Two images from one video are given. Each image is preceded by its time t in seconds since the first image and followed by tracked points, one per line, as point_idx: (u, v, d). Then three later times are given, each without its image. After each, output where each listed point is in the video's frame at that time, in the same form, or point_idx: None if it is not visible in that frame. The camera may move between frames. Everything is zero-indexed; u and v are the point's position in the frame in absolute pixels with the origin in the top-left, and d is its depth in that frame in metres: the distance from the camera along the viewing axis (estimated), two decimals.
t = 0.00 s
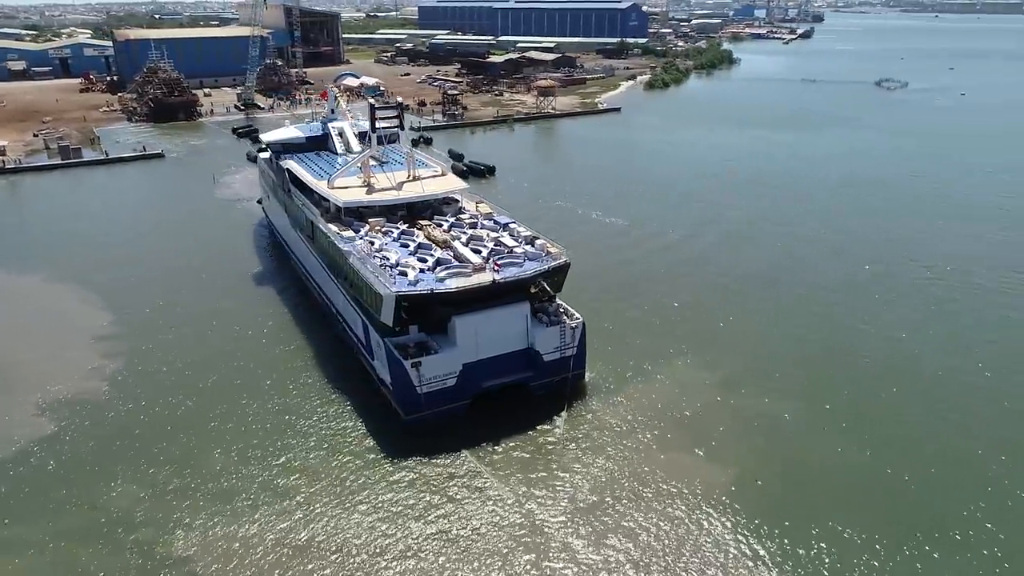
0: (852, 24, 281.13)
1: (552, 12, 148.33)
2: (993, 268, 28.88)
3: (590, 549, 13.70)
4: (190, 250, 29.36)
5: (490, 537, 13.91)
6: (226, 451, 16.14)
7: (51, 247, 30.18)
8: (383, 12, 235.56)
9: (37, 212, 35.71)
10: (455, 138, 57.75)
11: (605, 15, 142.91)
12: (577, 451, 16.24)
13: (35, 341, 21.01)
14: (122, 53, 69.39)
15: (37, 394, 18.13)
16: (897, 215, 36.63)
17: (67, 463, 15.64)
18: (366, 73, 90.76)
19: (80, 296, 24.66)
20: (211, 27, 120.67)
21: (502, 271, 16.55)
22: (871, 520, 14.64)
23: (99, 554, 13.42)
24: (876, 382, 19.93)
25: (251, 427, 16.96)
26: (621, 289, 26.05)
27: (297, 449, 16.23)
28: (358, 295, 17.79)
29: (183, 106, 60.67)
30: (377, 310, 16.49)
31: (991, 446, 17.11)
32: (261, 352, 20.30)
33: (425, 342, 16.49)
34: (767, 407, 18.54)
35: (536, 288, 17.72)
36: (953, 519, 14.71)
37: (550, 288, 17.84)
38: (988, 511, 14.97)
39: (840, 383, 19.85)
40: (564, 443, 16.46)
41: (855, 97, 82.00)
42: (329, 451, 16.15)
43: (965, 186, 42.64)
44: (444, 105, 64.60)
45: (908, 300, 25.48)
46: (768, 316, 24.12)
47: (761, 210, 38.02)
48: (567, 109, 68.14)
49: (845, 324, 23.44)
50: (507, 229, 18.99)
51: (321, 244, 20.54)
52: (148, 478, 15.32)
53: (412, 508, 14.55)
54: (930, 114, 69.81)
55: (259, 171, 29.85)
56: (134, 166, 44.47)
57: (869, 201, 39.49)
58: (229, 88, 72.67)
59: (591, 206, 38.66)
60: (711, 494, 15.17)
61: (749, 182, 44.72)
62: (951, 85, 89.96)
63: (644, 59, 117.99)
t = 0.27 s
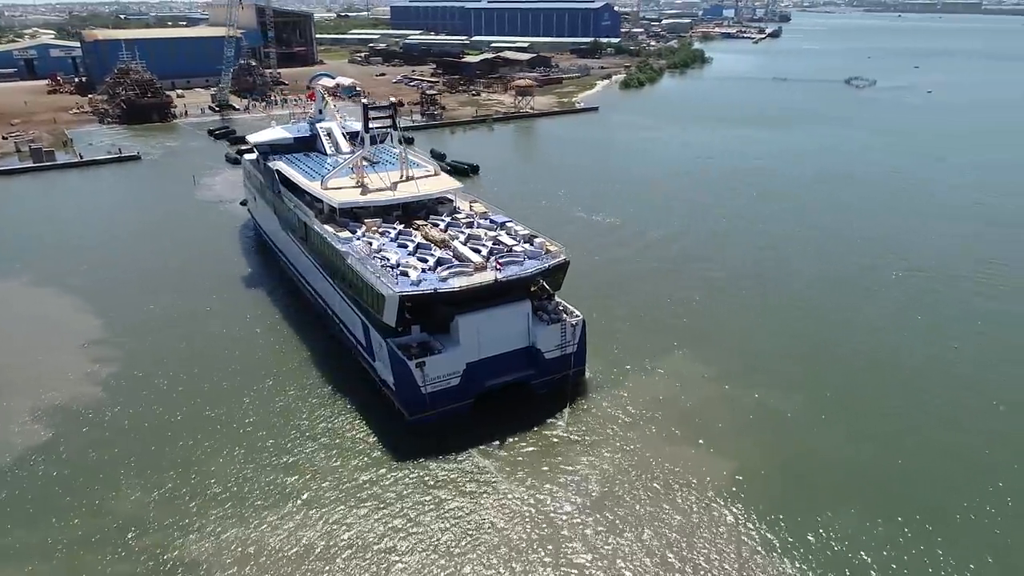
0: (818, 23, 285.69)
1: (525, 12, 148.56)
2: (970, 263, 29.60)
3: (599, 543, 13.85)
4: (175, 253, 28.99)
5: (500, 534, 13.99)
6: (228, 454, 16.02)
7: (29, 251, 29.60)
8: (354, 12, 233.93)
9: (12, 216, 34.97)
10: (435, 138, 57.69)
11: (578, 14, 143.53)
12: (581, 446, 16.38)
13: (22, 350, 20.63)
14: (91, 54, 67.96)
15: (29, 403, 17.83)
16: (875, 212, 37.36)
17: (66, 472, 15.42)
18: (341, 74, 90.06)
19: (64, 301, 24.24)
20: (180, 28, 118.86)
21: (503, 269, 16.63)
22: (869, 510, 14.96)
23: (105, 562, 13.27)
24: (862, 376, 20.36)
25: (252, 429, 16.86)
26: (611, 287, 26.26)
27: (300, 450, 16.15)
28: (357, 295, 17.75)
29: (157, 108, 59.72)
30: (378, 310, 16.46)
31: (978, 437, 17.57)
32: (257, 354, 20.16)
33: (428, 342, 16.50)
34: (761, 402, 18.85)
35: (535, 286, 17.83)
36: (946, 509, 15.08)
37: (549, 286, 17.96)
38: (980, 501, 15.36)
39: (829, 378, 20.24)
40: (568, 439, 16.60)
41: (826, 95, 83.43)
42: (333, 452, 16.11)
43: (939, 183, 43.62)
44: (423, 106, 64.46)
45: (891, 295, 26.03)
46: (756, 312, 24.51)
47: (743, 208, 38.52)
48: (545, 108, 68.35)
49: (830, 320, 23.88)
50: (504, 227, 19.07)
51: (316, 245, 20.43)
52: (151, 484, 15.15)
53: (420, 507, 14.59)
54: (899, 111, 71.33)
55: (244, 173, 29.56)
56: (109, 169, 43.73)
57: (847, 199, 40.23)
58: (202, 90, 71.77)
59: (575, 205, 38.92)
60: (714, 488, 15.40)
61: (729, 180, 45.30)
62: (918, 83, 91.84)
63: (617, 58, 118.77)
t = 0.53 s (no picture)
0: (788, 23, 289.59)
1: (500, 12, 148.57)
2: (951, 258, 30.24)
3: (611, 537, 13.99)
4: (162, 256, 28.59)
5: (513, 530, 14.08)
6: (233, 457, 15.91)
7: (10, 256, 29.00)
8: (326, 12, 232.17)
9: None
10: (417, 138, 57.59)
11: (553, 14, 143.91)
12: (587, 442, 16.53)
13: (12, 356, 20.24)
14: (61, 55, 66.43)
15: (24, 409, 17.52)
16: (856, 210, 38.01)
17: (68, 478, 15.21)
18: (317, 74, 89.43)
19: (52, 306, 23.81)
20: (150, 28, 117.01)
21: (506, 268, 16.71)
22: (869, 503, 15.29)
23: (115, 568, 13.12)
24: (853, 371, 20.73)
25: (257, 431, 16.76)
26: (604, 285, 26.44)
27: (306, 452, 16.09)
28: (358, 296, 17.72)
29: (132, 109, 58.76)
30: (382, 311, 16.45)
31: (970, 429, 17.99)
32: (255, 356, 20.01)
33: (432, 341, 16.53)
34: (758, 398, 19.14)
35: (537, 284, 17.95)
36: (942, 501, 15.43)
37: (550, 285, 18.09)
38: (975, 493, 15.72)
39: (822, 373, 20.60)
40: (573, 435, 16.73)
41: (800, 93, 84.73)
42: (339, 452, 16.07)
43: (916, 180, 44.48)
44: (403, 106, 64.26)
45: (877, 291, 26.51)
46: (748, 309, 24.85)
47: (727, 206, 38.98)
48: (525, 108, 68.49)
49: (820, 316, 24.27)
50: (503, 226, 19.16)
51: (313, 246, 20.33)
52: (156, 489, 14.99)
53: (431, 506, 14.62)
54: (872, 109, 72.71)
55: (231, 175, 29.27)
56: (87, 172, 42.99)
57: (828, 197, 40.87)
58: (178, 91, 70.97)
59: (562, 205, 39.14)
60: (718, 481, 15.64)
61: (712, 179, 45.78)
62: (890, 81, 93.48)
63: (593, 57, 119.39)
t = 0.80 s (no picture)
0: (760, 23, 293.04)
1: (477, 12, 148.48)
2: (935, 253, 30.88)
3: (623, 530, 14.15)
4: (151, 258, 28.26)
5: (527, 524, 14.21)
6: (242, 458, 15.86)
7: None
8: (300, 12, 230.30)
9: None
10: (400, 138, 57.45)
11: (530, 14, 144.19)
12: (593, 437, 16.70)
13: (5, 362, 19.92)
14: (34, 55, 65.15)
15: (22, 414, 17.27)
16: (839, 207, 38.64)
17: (74, 483, 15.06)
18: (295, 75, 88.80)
19: (41, 311, 23.45)
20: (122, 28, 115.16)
21: (510, 266, 16.81)
22: (870, 494, 15.62)
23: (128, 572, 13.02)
24: (847, 365, 21.12)
25: (263, 433, 16.71)
26: (598, 284, 26.64)
27: (314, 452, 16.06)
28: (361, 297, 17.70)
29: (110, 111, 57.82)
30: (388, 311, 16.46)
31: (964, 420, 18.42)
32: (254, 358, 19.90)
33: (438, 341, 16.57)
34: (756, 393, 19.44)
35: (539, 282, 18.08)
36: (941, 492, 15.79)
37: (552, 283, 18.25)
38: (972, 484, 16.11)
39: (817, 367, 20.96)
40: (579, 431, 16.89)
41: (777, 92, 85.90)
42: (348, 452, 16.07)
43: (895, 177, 45.30)
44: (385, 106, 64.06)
45: (865, 286, 26.99)
46: (740, 306, 25.19)
47: (714, 205, 39.39)
48: (507, 108, 68.61)
49: (812, 312, 24.67)
50: (504, 225, 19.25)
51: (311, 247, 20.26)
52: (166, 492, 14.89)
53: (443, 504, 14.68)
54: (847, 108, 74.02)
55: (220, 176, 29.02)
56: (67, 174, 42.30)
57: (811, 194, 41.48)
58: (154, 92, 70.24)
59: (550, 205, 39.35)
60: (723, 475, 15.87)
61: (696, 177, 46.23)
62: (863, 80, 95.01)
63: (572, 57, 119.92)
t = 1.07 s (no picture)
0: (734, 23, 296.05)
1: (455, 12, 148.21)
2: (920, 250, 31.51)
3: (634, 529, 14.40)
4: (142, 261, 27.95)
5: (540, 522, 14.45)
6: (252, 462, 15.96)
7: None
8: (275, 12, 228.33)
9: None
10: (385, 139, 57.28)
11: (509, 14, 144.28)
12: (600, 436, 16.92)
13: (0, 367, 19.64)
14: (7, 57, 64.19)
15: (23, 422, 17.08)
16: (823, 205, 39.24)
17: (83, 493, 14.98)
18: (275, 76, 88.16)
19: (33, 314, 23.11)
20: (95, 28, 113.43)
21: (517, 265, 16.93)
22: (872, 489, 16.00)
23: None
24: (842, 361, 21.52)
25: (271, 437, 16.76)
26: (593, 283, 26.91)
27: (324, 456, 16.11)
28: (366, 297, 17.70)
29: (88, 113, 56.94)
30: (395, 311, 16.49)
31: (957, 414, 18.87)
32: (256, 361, 19.84)
33: (446, 340, 16.63)
34: (756, 390, 19.75)
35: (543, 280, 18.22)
36: (939, 486, 16.20)
37: (555, 281, 18.41)
38: (969, 477, 16.53)
39: (813, 364, 21.34)
40: (586, 429, 17.10)
41: (756, 91, 86.90)
42: (358, 455, 16.13)
43: (876, 175, 46.07)
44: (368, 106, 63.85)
45: (854, 283, 27.47)
46: (735, 303, 25.54)
47: (701, 204, 39.78)
48: (490, 107, 68.66)
49: (805, 309, 25.07)
50: (505, 225, 19.38)
51: (312, 248, 20.20)
52: (177, 500, 14.88)
53: (456, 505, 14.81)
54: (825, 106, 75.10)
55: (211, 177, 28.76)
56: (48, 177, 41.68)
57: (796, 193, 42.06)
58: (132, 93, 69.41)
59: (539, 205, 39.57)
60: (728, 473, 16.18)
61: (682, 176, 46.67)
62: (839, 79, 96.40)
63: (551, 57, 120.28)
